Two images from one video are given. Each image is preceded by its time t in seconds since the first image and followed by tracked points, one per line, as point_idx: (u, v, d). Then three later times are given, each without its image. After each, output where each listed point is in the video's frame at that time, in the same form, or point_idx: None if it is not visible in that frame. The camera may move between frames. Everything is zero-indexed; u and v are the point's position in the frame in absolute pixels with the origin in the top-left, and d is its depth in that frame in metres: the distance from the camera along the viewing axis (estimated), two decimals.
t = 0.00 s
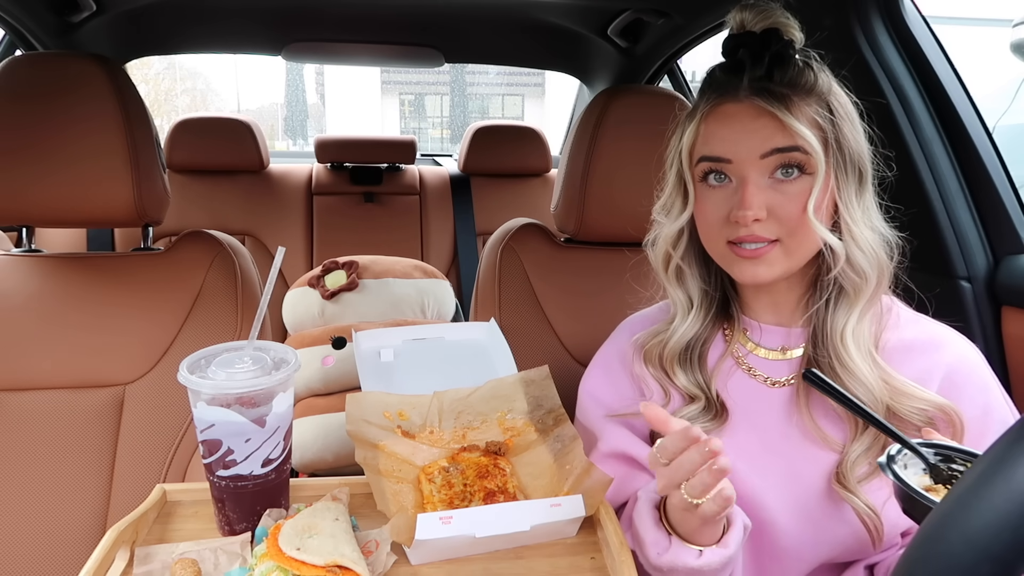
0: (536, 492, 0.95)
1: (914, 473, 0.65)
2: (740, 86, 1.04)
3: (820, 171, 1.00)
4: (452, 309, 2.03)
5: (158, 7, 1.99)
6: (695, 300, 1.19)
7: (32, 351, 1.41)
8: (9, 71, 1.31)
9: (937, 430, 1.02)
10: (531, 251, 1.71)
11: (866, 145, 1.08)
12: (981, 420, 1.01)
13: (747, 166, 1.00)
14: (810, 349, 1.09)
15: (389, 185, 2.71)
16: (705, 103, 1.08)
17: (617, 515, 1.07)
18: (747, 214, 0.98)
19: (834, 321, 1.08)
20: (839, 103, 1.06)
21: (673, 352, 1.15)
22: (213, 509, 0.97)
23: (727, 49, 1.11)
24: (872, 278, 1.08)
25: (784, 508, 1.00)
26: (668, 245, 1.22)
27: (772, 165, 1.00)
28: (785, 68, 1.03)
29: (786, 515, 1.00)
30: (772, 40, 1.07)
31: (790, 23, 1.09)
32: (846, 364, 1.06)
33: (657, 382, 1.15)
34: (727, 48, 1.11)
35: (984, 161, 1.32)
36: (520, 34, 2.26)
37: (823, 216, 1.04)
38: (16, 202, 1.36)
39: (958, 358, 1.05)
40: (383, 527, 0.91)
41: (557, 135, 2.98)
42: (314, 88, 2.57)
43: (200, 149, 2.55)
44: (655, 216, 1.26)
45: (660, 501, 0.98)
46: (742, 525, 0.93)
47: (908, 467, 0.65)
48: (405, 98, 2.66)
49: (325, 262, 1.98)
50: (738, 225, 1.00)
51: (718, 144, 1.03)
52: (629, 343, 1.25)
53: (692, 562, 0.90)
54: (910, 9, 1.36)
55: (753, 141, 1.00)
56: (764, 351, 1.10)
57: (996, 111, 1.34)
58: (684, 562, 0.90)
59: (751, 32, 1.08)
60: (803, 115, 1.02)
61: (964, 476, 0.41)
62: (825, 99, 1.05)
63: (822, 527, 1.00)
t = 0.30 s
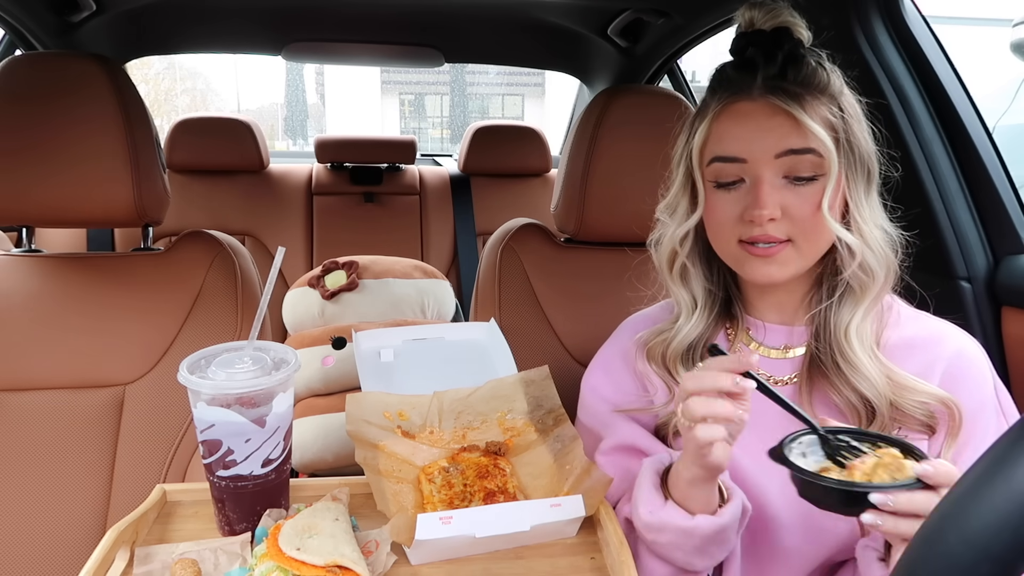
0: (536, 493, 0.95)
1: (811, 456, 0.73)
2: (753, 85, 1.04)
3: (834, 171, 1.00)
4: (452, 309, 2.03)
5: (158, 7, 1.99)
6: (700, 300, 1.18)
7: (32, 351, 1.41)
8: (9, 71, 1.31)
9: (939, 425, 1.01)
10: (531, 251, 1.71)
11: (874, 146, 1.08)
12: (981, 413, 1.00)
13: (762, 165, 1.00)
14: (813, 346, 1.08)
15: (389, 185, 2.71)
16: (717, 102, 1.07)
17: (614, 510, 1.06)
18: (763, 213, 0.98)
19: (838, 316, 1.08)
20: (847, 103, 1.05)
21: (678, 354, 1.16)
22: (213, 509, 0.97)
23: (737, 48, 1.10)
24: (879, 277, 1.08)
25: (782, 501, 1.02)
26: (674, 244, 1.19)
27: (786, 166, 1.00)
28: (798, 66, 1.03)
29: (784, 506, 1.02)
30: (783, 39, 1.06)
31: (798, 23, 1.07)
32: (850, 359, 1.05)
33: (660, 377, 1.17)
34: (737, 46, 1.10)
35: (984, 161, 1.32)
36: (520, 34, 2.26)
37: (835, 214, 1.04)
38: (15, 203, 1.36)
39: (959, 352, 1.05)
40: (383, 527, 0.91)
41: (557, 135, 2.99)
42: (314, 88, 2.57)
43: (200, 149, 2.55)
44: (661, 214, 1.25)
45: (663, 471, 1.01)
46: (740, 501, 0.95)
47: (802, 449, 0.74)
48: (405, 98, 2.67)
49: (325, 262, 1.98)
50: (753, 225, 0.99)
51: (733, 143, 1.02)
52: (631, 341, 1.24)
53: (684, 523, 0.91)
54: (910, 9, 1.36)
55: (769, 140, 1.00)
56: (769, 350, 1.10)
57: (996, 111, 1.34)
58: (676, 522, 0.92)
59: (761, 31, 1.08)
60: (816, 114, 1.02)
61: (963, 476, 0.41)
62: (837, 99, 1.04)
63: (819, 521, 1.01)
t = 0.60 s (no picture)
0: (536, 493, 0.95)
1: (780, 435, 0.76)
2: (789, 87, 1.02)
3: (867, 179, 0.99)
4: (452, 309, 2.03)
5: (158, 7, 1.99)
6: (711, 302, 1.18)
7: (32, 351, 1.41)
8: (8, 71, 1.31)
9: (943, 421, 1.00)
10: (531, 250, 1.71)
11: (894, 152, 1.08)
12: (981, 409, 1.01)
13: (799, 171, 0.98)
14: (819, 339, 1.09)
15: (389, 185, 2.71)
16: (750, 104, 1.04)
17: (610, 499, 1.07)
18: (802, 219, 0.96)
19: (850, 314, 1.07)
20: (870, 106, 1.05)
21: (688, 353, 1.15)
22: (213, 509, 0.97)
23: (763, 48, 1.09)
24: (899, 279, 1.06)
25: (782, 498, 1.02)
26: (689, 244, 1.17)
27: (823, 173, 0.98)
28: (831, 70, 1.02)
29: (783, 502, 1.02)
30: (813, 41, 1.05)
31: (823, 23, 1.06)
32: (859, 354, 1.05)
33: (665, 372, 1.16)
34: (763, 46, 1.09)
35: (984, 162, 1.32)
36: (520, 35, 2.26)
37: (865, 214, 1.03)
38: (15, 203, 1.36)
39: (962, 348, 1.05)
40: (382, 527, 0.91)
41: (557, 135, 2.99)
42: (314, 88, 2.58)
43: (200, 149, 2.55)
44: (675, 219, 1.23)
45: (658, 449, 1.03)
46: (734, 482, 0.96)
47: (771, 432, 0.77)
48: (405, 98, 2.67)
49: (325, 262, 1.98)
50: (790, 231, 0.98)
51: (769, 147, 1.00)
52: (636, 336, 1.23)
53: (672, 491, 0.94)
54: (910, 9, 1.36)
55: (809, 145, 0.98)
56: (774, 345, 1.10)
57: (996, 111, 1.34)
58: (664, 491, 0.94)
59: (791, 32, 1.07)
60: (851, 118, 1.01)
61: (963, 476, 0.41)
62: (866, 103, 1.04)
63: (817, 516, 1.01)
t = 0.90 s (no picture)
0: (536, 493, 0.95)
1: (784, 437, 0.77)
2: (788, 87, 1.03)
3: (866, 179, 0.99)
4: (452, 309, 2.03)
5: (158, 7, 1.99)
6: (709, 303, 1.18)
7: (32, 351, 1.41)
8: (9, 71, 1.31)
9: (942, 423, 1.01)
10: (531, 250, 1.71)
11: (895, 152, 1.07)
12: (983, 411, 1.01)
13: (799, 171, 0.98)
14: (818, 341, 1.09)
15: (389, 185, 2.71)
16: (749, 104, 1.04)
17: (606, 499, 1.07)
18: (802, 220, 0.96)
19: (850, 316, 1.07)
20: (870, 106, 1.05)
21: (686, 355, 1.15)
22: (213, 509, 0.97)
23: (763, 49, 1.09)
24: (898, 280, 1.07)
25: (782, 497, 1.02)
26: (689, 246, 1.18)
27: (823, 173, 0.98)
28: (830, 69, 1.02)
29: (783, 503, 1.02)
30: (811, 40, 1.05)
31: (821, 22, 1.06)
32: (861, 356, 1.04)
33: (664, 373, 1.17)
34: (761, 46, 1.10)
35: (984, 161, 1.32)
36: (521, 35, 2.26)
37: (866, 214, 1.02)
38: (16, 203, 1.36)
39: (962, 350, 1.05)
40: (383, 527, 0.91)
41: (557, 135, 2.99)
42: (314, 88, 2.58)
43: (200, 149, 2.55)
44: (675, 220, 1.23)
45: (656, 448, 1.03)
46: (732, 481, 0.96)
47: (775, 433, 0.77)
48: (405, 98, 2.67)
49: (325, 262, 1.98)
50: (790, 232, 0.98)
51: (768, 148, 1.00)
52: (634, 338, 1.24)
53: (668, 490, 0.94)
54: (910, 9, 1.36)
55: (809, 145, 0.98)
56: (775, 348, 1.10)
57: (996, 111, 1.34)
58: (660, 489, 0.94)
59: (790, 31, 1.07)
60: (851, 116, 1.01)
61: (962, 475, 0.41)
62: (866, 103, 1.04)
63: (817, 515, 1.02)
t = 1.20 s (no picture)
0: (536, 493, 0.95)
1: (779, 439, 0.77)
2: (786, 87, 1.03)
3: (864, 179, 0.99)
4: (452, 309, 2.03)
5: (158, 7, 1.99)
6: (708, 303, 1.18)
7: (32, 351, 1.41)
8: (9, 71, 1.31)
9: (941, 423, 1.01)
10: (531, 250, 1.71)
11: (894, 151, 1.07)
12: (982, 411, 1.01)
13: (796, 171, 0.98)
14: (817, 342, 1.09)
15: (389, 185, 2.71)
16: (747, 104, 1.05)
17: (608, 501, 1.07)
18: (800, 220, 0.96)
19: (849, 315, 1.07)
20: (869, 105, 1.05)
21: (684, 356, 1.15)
22: (213, 509, 0.97)
23: (762, 48, 1.09)
24: (897, 280, 1.07)
25: (782, 497, 1.02)
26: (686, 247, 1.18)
27: (821, 174, 0.98)
28: (828, 69, 1.03)
29: (783, 503, 1.02)
30: (809, 41, 1.06)
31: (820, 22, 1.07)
32: (860, 356, 1.04)
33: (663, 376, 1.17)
34: (760, 46, 1.10)
35: (984, 161, 1.32)
36: (521, 35, 2.26)
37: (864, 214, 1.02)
38: (16, 203, 1.36)
39: (961, 350, 1.05)
40: (383, 527, 0.91)
41: (557, 135, 2.99)
42: (314, 88, 2.58)
43: (200, 149, 2.55)
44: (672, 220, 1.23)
45: (656, 453, 1.04)
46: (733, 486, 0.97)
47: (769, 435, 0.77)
48: (405, 98, 2.67)
49: (325, 262, 1.98)
50: (787, 232, 0.98)
51: (766, 148, 1.00)
52: (633, 339, 1.24)
53: (670, 496, 0.94)
54: (910, 9, 1.36)
55: (807, 146, 0.98)
56: (773, 348, 1.10)
57: (996, 110, 1.34)
58: (662, 495, 0.94)
59: (788, 32, 1.07)
60: (849, 116, 1.01)
61: (962, 474, 0.41)
62: (865, 102, 1.04)
63: (817, 515, 1.02)
